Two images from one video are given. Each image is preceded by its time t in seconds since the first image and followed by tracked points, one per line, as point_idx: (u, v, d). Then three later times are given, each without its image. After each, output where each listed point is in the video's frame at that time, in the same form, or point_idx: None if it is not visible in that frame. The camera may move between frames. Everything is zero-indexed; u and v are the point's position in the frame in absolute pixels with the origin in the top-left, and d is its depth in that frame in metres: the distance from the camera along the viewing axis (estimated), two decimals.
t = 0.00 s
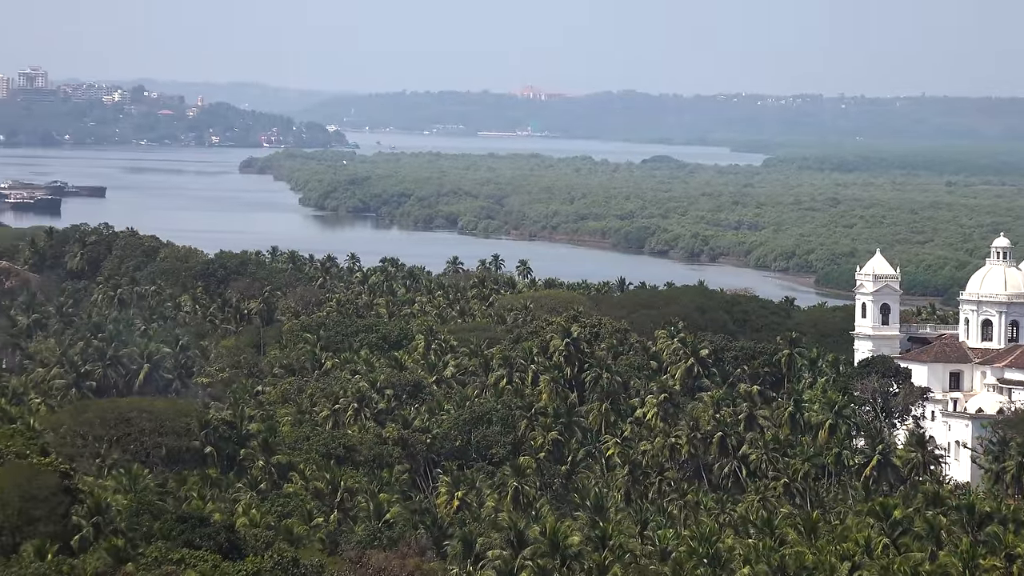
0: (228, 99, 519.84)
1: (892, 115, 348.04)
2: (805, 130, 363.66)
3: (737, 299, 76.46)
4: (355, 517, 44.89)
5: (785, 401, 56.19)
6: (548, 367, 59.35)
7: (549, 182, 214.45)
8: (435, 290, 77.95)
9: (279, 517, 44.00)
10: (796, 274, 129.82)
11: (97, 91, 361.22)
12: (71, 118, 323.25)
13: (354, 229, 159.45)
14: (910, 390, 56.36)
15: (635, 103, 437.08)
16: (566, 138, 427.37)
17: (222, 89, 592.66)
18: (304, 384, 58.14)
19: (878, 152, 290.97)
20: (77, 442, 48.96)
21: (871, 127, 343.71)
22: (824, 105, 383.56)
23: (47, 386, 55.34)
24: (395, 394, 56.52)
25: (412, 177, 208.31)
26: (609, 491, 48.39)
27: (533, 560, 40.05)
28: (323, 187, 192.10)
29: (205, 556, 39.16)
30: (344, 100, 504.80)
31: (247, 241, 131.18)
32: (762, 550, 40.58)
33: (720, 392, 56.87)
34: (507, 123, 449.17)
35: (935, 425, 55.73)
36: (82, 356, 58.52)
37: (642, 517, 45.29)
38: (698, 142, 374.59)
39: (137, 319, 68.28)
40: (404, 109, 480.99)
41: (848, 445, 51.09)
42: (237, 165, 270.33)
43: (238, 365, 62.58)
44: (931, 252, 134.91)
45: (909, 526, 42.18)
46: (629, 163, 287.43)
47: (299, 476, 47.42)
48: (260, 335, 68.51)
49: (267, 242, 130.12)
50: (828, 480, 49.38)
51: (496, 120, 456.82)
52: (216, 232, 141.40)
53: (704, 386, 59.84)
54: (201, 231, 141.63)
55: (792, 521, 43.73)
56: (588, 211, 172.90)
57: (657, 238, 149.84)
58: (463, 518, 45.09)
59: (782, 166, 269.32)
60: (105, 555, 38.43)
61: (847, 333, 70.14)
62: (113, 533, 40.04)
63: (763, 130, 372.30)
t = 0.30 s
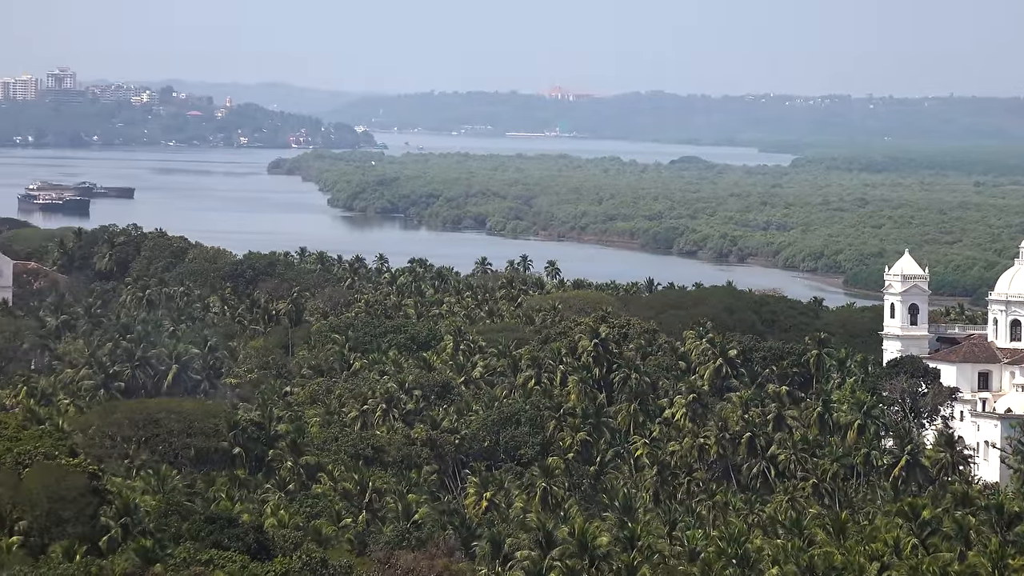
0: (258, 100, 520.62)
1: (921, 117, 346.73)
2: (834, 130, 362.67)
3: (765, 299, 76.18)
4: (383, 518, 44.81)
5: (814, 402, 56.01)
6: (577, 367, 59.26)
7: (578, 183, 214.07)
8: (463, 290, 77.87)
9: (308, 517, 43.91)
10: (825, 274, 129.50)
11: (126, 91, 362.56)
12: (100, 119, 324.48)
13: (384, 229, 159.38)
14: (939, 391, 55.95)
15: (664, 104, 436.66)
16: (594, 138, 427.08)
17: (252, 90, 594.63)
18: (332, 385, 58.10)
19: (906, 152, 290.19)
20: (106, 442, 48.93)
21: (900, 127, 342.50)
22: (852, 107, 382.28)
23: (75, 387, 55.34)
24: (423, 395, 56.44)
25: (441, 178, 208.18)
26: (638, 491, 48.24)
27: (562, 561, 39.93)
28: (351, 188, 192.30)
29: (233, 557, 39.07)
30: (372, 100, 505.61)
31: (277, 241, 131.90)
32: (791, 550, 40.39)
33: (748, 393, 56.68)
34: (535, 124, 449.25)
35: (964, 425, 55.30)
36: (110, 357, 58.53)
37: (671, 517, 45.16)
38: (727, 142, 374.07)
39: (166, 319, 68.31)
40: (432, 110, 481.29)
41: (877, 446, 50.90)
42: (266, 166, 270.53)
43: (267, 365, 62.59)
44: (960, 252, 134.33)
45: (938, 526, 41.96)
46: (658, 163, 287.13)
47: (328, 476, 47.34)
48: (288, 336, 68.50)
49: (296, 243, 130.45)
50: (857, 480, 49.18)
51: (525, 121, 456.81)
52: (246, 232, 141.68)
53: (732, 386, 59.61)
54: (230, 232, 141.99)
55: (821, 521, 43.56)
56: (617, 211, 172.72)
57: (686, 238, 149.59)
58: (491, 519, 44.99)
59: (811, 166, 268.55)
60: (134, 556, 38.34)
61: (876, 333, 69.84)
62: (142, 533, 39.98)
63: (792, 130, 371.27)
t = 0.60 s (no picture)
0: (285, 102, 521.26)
1: (950, 119, 345.55)
2: (863, 130, 361.76)
3: (794, 300, 75.94)
4: (411, 518, 44.71)
5: (843, 402, 55.84)
6: (605, 368, 59.19)
7: (606, 184, 213.70)
8: (492, 291, 77.78)
9: (337, 518, 43.84)
10: (854, 275, 129.23)
11: (154, 93, 363.17)
12: (128, 120, 325.19)
13: (413, 231, 159.08)
14: (968, 392, 55.55)
15: (693, 104, 436.40)
16: (622, 139, 426.55)
17: (281, 92, 595.94)
18: (360, 386, 58.07)
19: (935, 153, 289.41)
20: (134, 443, 48.94)
21: (930, 128, 341.44)
22: (881, 108, 381.10)
23: (104, 388, 55.35)
24: (451, 396, 56.38)
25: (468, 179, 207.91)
26: (666, 492, 48.13)
27: (590, 562, 39.81)
28: (379, 189, 192.35)
29: (261, 558, 39.04)
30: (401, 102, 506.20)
31: (305, 241, 133.30)
32: (820, 551, 40.23)
33: (777, 393, 56.56)
34: (564, 125, 449.35)
35: (993, 426, 54.87)
36: (138, 359, 58.52)
37: (700, 518, 45.02)
38: (755, 142, 373.50)
39: (194, 321, 68.31)
40: (460, 111, 481.71)
41: (906, 447, 50.69)
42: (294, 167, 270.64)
43: (295, 366, 62.64)
44: (989, 253, 133.84)
45: (968, 527, 41.77)
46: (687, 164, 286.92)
47: (356, 477, 47.28)
48: (316, 337, 68.52)
49: (324, 244, 130.62)
50: (886, 481, 49.00)
51: (553, 121, 456.84)
52: (275, 233, 141.82)
53: (761, 387, 59.41)
54: (258, 232, 142.12)
55: (850, 522, 43.40)
56: (645, 211, 172.47)
57: (714, 238, 149.33)
58: (519, 520, 44.90)
59: (839, 167, 267.85)
60: (162, 556, 38.28)
61: (905, 334, 69.55)
62: (169, 534, 40.02)
63: (820, 132, 370.29)
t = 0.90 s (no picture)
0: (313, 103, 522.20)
1: (979, 121, 344.59)
2: (891, 131, 360.88)
3: (822, 302, 75.66)
4: (438, 520, 44.64)
5: (871, 403, 55.69)
6: (632, 369, 59.10)
7: (633, 184, 213.53)
8: (519, 293, 77.71)
9: (364, 518, 43.71)
10: (882, 276, 128.87)
11: (181, 95, 364.21)
12: (155, 122, 326.27)
13: (440, 232, 159.15)
14: (996, 393, 55.30)
15: (721, 105, 435.70)
16: (650, 140, 426.19)
17: (308, 93, 596.74)
18: (387, 387, 58.03)
19: (964, 154, 288.27)
20: (161, 443, 48.91)
21: (959, 130, 340.53)
22: (911, 110, 380.09)
23: (131, 389, 55.42)
24: (479, 397, 56.28)
25: (495, 180, 207.91)
26: (694, 494, 47.99)
27: (618, 563, 39.65)
28: (406, 190, 192.37)
29: (288, 559, 38.98)
30: (428, 103, 506.36)
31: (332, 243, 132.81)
32: (848, 552, 40.12)
33: (805, 394, 56.44)
34: (591, 125, 449.11)
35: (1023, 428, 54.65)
36: (165, 360, 58.57)
37: (728, 518, 44.92)
38: (783, 143, 372.70)
39: (220, 321, 68.37)
40: (487, 112, 481.80)
41: (934, 448, 50.51)
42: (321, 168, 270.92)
43: (322, 366, 62.67)
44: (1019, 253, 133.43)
45: (996, 529, 41.58)
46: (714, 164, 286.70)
47: (383, 478, 47.23)
48: (343, 338, 68.52)
49: (351, 245, 130.61)
50: (914, 482, 48.81)
51: (580, 122, 456.61)
52: (302, 234, 141.85)
53: (789, 388, 59.19)
54: (285, 234, 142.28)
55: (878, 523, 43.24)
56: (673, 213, 172.11)
57: (742, 239, 148.98)
58: (546, 521, 44.84)
59: (867, 168, 267.25)
60: (189, 557, 38.25)
61: (933, 335, 69.32)
62: (196, 535, 40.05)
63: (849, 132, 369.54)
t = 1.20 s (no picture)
0: (339, 104, 522.97)
1: (1008, 123, 343.37)
2: (920, 131, 359.76)
3: (850, 303, 75.45)
4: (465, 520, 44.56)
5: (899, 404, 55.50)
6: (659, 369, 58.97)
7: (661, 185, 213.14)
8: (546, 293, 77.64)
9: (391, 519, 43.65)
10: (911, 276, 128.45)
11: (209, 95, 365.19)
12: (182, 122, 327.19)
13: (467, 233, 159.09)
14: None
15: (749, 106, 434.92)
16: (677, 141, 425.73)
17: (335, 93, 598.07)
18: (414, 388, 57.99)
19: (993, 154, 287.21)
20: (188, 443, 48.96)
21: (987, 131, 339.34)
22: (939, 112, 378.88)
23: (158, 389, 55.53)
24: (506, 398, 56.21)
25: (523, 181, 207.74)
26: (721, 494, 47.88)
27: (645, 564, 39.56)
28: (433, 191, 192.39)
29: (315, 559, 38.93)
30: (456, 104, 506.42)
31: (360, 243, 132.84)
32: (875, 554, 39.97)
33: (833, 395, 56.26)
34: (619, 126, 448.72)
35: None
36: (191, 360, 58.64)
37: (755, 519, 44.78)
38: (810, 143, 371.81)
39: (247, 322, 68.46)
40: (514, 112, 481.81)
41: (961, 449, 50.31)
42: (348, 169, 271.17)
43: (349, 367, 62.69)
44: None
45: None
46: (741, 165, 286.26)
47: (410, 479, 47.18)
48: (370, 339, 68.54)
49: (378, 246, 130.72)
50: (942, 483, 48.62)
51: (608, 122, 456.34)
52: (328, 235, 141.96)
53: (817, 390, 59.02)
54: (312, 234, 142.51)
55: (905, 524, 43.05)
56: (699, 214, 171.74)
57: (770, 240, 148.54)
58: (573, 522, 44.81)
59: (895, 168, 266.44)
60: (216, 557, 38.27)
61: (961, 336, 69.11)
62: (223, 536, 40.05)
63: (876, 133, 368.56)
